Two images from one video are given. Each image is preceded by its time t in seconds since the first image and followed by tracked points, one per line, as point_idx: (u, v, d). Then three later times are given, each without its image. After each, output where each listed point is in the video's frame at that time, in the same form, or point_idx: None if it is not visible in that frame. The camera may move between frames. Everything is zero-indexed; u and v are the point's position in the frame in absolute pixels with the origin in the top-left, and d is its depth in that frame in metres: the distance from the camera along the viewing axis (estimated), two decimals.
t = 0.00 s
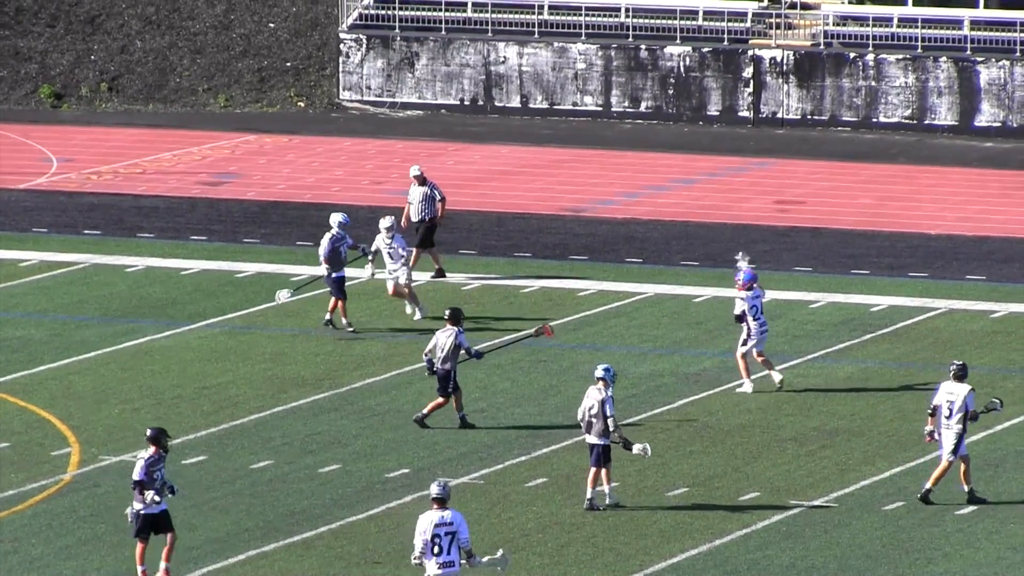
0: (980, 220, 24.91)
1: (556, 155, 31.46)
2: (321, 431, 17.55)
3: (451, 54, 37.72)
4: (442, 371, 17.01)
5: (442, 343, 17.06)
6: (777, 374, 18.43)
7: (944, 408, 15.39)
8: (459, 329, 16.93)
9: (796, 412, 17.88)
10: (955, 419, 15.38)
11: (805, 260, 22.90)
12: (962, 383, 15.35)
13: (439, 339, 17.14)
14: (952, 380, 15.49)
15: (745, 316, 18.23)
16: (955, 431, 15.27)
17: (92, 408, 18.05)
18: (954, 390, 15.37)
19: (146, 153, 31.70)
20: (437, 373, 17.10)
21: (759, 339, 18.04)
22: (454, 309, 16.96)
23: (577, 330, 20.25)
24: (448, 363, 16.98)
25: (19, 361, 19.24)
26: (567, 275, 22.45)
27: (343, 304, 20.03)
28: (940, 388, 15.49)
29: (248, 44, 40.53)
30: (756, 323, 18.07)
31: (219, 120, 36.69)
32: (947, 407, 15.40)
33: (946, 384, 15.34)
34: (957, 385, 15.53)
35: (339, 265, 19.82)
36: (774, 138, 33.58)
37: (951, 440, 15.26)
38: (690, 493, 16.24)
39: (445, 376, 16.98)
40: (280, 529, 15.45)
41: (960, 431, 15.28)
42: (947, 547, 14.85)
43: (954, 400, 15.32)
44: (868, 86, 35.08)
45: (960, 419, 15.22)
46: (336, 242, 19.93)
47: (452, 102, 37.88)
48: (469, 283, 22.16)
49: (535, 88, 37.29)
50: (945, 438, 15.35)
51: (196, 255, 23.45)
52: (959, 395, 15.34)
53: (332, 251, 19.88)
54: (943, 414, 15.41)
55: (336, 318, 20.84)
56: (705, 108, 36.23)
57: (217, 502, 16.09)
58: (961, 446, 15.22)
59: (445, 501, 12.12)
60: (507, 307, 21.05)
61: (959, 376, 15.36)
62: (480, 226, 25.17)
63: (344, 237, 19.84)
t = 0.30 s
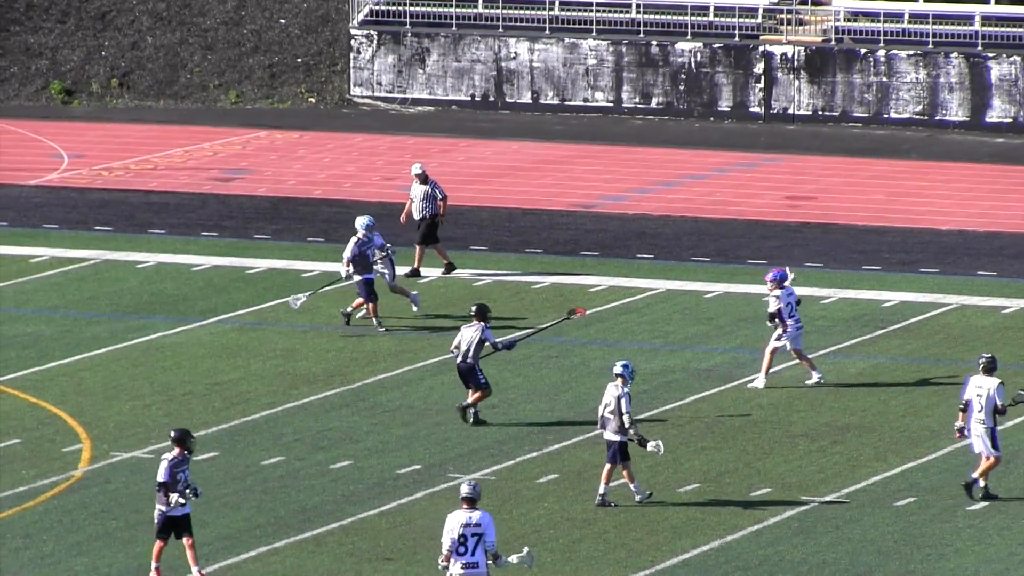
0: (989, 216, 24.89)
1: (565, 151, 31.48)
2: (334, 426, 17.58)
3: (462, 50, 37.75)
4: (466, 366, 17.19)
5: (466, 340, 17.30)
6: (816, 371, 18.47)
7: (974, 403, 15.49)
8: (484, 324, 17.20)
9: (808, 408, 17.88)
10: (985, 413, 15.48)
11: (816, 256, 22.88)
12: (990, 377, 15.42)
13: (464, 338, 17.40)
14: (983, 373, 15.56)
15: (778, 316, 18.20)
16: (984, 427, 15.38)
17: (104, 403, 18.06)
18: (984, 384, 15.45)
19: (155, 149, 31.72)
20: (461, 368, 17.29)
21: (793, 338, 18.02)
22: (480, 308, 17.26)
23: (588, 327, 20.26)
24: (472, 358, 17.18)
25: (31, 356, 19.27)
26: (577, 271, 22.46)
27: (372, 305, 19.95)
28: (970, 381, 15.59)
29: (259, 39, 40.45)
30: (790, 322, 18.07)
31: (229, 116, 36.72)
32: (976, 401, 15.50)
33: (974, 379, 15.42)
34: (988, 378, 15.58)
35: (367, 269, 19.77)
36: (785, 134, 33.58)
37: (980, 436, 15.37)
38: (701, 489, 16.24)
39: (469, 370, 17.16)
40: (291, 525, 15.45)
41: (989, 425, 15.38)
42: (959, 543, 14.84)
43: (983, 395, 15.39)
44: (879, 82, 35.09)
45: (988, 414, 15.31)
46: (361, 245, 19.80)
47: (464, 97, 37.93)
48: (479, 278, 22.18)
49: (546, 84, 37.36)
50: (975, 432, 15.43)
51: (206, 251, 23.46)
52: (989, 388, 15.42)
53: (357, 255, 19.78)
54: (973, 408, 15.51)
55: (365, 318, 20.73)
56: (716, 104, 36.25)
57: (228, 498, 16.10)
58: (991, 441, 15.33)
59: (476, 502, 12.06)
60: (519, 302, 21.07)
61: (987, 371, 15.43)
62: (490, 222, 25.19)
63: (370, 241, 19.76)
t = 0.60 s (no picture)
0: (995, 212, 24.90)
1: (570, 147, 31.49)
2: (346, 423, 17.58)
3: (472, 47, 37.74)
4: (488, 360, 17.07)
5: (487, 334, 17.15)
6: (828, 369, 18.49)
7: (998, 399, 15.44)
8: (504, 319, 17.06)
9: (818, 404, 17.90)
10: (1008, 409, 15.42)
11: (824, 253, 22.90)
12: (1014, 372, 15.40)
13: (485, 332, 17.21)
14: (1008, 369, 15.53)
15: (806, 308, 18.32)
16: (1007, 423, 15.32)
17: (115, 400, 18.04)
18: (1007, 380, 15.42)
19: (162, 145, 31.71)
20: (482, 364, 17.14)
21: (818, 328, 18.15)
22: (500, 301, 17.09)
23: (599, 324, 20.28)
24: (490, 352, 17.04)
25: (42, 352, 19.28)
26: (585, 268, 22.47)
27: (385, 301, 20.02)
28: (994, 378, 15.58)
29: (269, 36, 40.42)
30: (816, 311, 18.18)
31: (236, 113, 36.72)
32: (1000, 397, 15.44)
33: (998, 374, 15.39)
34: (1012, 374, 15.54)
35: (384, 263, 19.91)
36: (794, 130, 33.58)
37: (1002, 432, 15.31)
38: (709, 485, 16.24)
39: (490, 364, 17.05)
40: (301, 521, 15.44)
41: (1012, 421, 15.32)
42: (967, 539, 14.85)
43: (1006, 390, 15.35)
44: (890, 79, 35.10)
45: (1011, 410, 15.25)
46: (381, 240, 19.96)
47: (475, 94, 37.94)
48: (487, 275, 22.18)
49: (557, 82, 37.34)
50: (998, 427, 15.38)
51: (214, 247, 23.46)
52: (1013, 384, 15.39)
53: (376, 249, 19.94)
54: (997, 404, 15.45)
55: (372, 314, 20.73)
56: (727, 101, 36.27)
57: (238, 494, 16.10)
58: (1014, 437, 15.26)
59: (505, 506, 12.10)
60: (528, 299, 21.08)
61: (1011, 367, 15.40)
62: (497, 218, 25.20)
63: (388, 236, 19.92)
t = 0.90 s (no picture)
0: (1001, 207, 24.90)
1: (575, 142, 31.50)
2: (352, 417, 17.57)
3: (478, 41, 37.74)
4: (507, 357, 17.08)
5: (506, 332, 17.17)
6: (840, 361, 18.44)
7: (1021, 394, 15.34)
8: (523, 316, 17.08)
9: (824, 398, 17.90)
10: None
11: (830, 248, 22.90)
12: None
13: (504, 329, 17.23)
14: None
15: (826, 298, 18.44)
16: None
17: (120, 396, 18.02)
18: None
19: (167, 140, 31.71)
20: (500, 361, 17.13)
21: (840, 317, 18.30)
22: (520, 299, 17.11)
23: (604, 318, 20.28)
24: (512, 349, 17.07)
25: (47, 348, 19.26)
26: (591, 262, 22.47)
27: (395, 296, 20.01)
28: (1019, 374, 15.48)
29: (275, 30, 40.49)
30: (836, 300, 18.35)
31: (242, 107, 36.72)
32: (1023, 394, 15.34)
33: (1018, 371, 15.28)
34: None
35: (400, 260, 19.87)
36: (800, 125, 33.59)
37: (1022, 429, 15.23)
38: (716, 480, 16.23)
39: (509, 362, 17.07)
40: (307, 516, 15.42)
41: None
42: (974, 533, 14.85)
43: None
44: (896, 73, 35.10)
45: None
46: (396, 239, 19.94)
47: (481, 88, 37.96)
48: (493, 269, 22.18)
49: (562, 76, 37.33)
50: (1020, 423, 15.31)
51: (220, 242, 23.45)
52: None
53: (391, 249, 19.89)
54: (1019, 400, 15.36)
55: (377, 309, 20.72)
56: (733, 95, 36.28)
57: (245, 488, 16.09)
58: None
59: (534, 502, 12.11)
60: (534, 293, 21.08)
61: None
62: (502, 213, 25.20)
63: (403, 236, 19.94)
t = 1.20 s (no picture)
0: (1004, 205, 24.90)
1: (578, 140, 31.50)
2: (355, 415, 17.57)
3: (482, 38, 37.75)
4: (523, 356, 17.09)
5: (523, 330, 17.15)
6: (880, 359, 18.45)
7: None
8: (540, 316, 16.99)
9: (828, 395, 17.90)
10: None
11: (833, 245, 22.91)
12: None
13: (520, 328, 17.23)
14: None
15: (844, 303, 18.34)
16: None
17: (124, 393, 18.03)
18: None
19: (170, 137, 31.73)
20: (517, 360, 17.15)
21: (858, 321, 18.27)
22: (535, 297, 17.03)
23: (608, 316, 20.28)
24: (529, 349, 17.07)
25: (51, 345, 19.27)
26: (594, 260, 22.47)
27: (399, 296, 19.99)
28: None
29: (279, 28, 40.52)
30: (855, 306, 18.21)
31: (245, 105, 36.75)
32: None
33: None
34: None
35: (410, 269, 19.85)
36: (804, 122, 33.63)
37: None
38: (720, 477, 16.22)
39: (525, 361, 17.08)
40: (311, 513, 15.43)
41: None
42: (978, 531, 14.85)
43: None
44: (899, 70, 35.13)
45: None
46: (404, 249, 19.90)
47: (485, 85, 37.99)
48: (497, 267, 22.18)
49: (566, 73, 37.37)
50: None
51: (223, 239, 23.46)
52: None
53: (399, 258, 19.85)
54: None
55: (381, 308, 20.71)
56: (736, 92, 36.31)
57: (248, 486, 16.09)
58: None
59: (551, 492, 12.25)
60: (538, 290, 21.09)
61: None
62: (506, 210, 25.21)
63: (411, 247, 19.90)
